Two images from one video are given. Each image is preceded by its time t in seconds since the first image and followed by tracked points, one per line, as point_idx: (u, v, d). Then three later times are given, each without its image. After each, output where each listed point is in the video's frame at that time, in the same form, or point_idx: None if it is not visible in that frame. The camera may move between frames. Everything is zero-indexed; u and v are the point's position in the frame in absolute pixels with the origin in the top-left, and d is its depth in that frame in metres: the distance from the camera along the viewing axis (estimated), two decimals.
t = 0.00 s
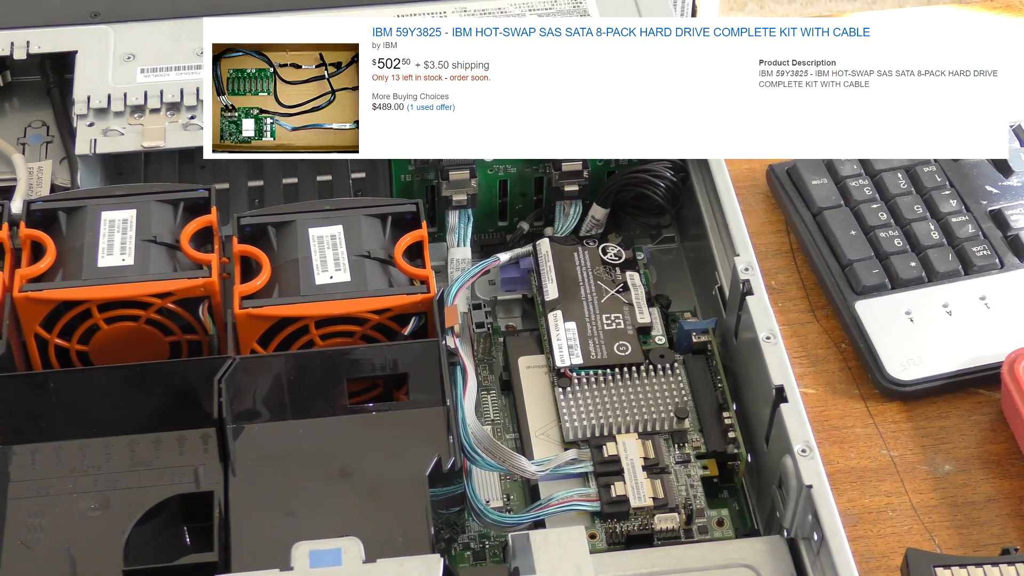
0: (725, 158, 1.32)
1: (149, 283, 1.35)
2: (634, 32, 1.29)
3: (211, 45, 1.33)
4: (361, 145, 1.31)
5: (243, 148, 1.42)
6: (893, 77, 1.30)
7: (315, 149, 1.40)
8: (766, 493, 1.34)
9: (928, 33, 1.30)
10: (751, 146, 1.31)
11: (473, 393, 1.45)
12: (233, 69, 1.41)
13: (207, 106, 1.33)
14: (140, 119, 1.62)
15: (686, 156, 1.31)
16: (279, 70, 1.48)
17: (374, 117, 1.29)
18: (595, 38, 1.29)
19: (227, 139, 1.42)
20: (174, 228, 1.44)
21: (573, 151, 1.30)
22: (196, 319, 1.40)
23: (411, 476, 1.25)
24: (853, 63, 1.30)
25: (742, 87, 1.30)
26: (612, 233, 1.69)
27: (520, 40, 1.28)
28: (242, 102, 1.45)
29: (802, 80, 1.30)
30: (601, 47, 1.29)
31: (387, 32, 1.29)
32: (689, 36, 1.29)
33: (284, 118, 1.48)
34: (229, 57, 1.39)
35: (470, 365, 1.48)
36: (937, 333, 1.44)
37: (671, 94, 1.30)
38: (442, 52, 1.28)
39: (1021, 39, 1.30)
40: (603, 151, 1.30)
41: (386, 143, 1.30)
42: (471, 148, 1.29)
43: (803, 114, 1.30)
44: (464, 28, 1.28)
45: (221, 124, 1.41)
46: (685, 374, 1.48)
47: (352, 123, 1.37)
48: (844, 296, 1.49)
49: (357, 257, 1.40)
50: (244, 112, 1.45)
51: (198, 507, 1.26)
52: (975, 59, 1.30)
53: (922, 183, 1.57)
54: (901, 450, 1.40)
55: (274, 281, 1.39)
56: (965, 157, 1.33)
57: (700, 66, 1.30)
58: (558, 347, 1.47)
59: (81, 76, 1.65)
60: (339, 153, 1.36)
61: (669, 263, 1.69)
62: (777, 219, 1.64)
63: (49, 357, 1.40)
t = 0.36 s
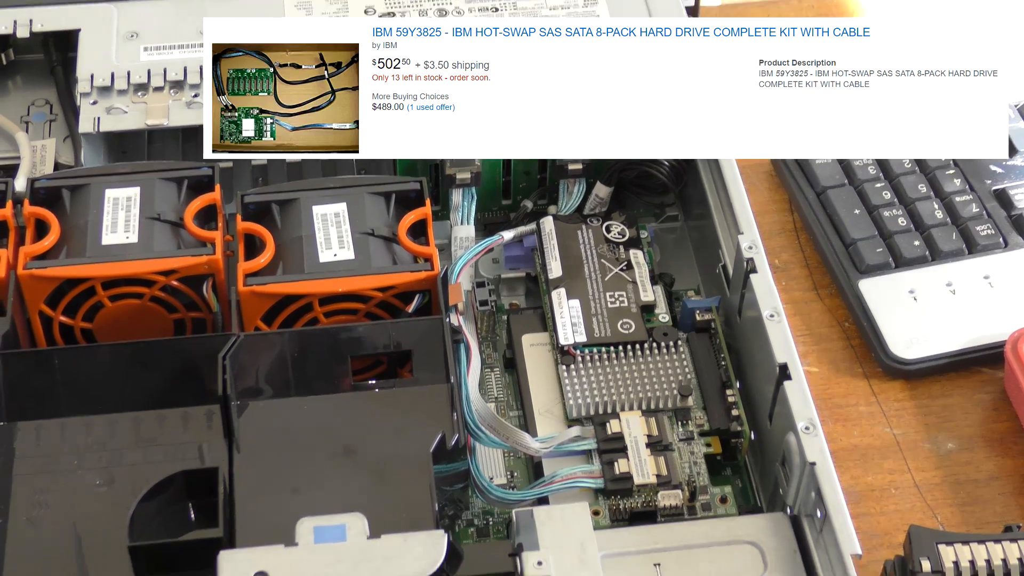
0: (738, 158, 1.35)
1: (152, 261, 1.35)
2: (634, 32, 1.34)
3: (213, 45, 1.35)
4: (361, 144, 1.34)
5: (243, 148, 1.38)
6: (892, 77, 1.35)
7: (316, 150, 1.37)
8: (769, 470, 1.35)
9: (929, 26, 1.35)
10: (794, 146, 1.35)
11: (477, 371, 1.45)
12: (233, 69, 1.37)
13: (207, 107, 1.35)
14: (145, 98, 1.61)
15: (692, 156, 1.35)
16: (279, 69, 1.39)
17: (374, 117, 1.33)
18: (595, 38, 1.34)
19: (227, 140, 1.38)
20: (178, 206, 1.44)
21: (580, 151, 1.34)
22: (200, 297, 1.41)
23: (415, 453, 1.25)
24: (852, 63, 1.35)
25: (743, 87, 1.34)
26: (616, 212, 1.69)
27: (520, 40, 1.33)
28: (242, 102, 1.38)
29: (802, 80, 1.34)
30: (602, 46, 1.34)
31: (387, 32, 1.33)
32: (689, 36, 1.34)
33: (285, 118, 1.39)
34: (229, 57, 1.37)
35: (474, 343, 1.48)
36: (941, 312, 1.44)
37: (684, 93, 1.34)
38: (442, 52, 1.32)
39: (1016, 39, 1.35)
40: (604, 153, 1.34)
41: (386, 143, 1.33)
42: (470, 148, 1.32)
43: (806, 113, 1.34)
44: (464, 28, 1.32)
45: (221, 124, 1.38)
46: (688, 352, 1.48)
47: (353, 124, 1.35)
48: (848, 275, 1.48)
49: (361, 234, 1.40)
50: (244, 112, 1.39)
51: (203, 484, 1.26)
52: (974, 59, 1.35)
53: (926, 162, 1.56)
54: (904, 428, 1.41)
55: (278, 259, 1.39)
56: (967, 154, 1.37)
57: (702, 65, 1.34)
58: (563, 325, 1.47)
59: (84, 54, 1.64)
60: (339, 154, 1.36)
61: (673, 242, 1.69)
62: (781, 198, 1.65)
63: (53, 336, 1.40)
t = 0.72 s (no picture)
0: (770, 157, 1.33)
1: (185, 257, 1.36)
2: (633, 32, 1.31)
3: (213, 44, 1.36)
4: (361, 145, 1.32)
5: (242, 148, 1.48)
6: (892, 77, 1.32)
7: (315, 149, 1.44)
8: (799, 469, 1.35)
9: (936, 30, 1.32)
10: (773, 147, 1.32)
11: (506, 369, 1.46)
12: (233, 69, 1.48)
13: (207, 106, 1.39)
14: (180, 96, 1.62)
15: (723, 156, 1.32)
16: (280, 70, 1.52)
17: (374, 117, 1.31)
18: (595, 38, 1.32)
19: (227, 139, 1.48)
20: (210, 203, 1.44)
21: (587, 150, 1.31)
22: (232, 294, 1.42)
23: (445, 450, 1.26)
24: (853, 63, 1.32)
25: (742, 87, 1.31)
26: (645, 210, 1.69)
27: (520, 40, 1.31)
28: (243, 102, 1.51)
29: (802, 80, 1.32)
30: (601, 47, 1.32)
31: (387, 32, 1.31)
32: (689, 36, 1.31)
33: (284, 118, 1.51)
34: (229, 58, 1.45)
35: (504, 341, 1.49)
36: (973, 312, 1.43)
37: (679, 92, 1.31)
38: (442, 52, 1.31)
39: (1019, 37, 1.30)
40: (608, 152, 1.31)
41: (387, 143, 1.31)
42: (474, 148, 1.30)
43: (806, 114, 1.31)
44: (464, 28, 1.30)
45: (221, 124, 1.48)
46: (718, 351, 1.48)
47: (352, 124, 1.42)
48: (878, 275, 1.48)
49: (391, 232, 1.41)
50: (244, 112, 1.51)
51: (234, 479, 1.27)
52: (974, 59, 1.31)
53: (958, 161, 1.55)
54: (935, 428, 1.40)
55: (310, 256, 1.40)
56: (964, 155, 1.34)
57: (703, 65, 1.31)
58: (592, 324, 1.47)
59: (119, 51, 1.66)
60: (339, 153, 1.41)
61: (702, 241, 1.69)
62: (812, 197, 1.64)
63: (88, 331, 1.42)
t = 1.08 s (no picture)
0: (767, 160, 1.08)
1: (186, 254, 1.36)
2: (634, 31, 1.07)
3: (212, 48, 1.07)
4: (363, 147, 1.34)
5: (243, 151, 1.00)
6: (893, 78, 1.08)
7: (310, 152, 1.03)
8: (798, 466, 1.35)
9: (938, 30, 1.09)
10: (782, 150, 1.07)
11: (506, 366, 1.47)
12: (233, 69, 1.09)
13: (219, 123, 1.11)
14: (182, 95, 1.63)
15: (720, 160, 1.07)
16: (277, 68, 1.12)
17: (374, 118, 1.05)
18: (595, 38, 1.06)
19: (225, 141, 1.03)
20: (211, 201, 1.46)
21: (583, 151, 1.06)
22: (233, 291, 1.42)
23: (445, 446, 1.26)
24: (853, 62, 1.08)
25: (741, 87, 1.06)
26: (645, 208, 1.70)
27: (521, 41, 1.04)
28: (241, 102, 1.08)
29: (802, 81, 1.07)
30: (601, 47, 1.06)
31: (388, 31, 1.05)
32: (690, 36, 1.06)
33: (283, 118, 1.09)
34: (230, 59, 1.10)
35: (504, 339, 1.50)
36: (972, 310, 1.43)
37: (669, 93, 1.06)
38: (443, 51, 1.04)
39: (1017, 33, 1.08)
40: (604, 154, 1.06)
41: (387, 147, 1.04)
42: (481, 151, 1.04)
43: (806, 118, 1.07)
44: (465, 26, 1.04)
45: (220, 127, 1.07)
46: (717, 348, 1.49)
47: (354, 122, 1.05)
48: (878, 272, 1.48)
49: (392, 229, 1.41)
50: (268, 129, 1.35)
51: (236, 475, 1.27)
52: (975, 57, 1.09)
53: (956, 160, 1.56)
54: (934, 425, 1.41)
55: (311, 254, 1.40)
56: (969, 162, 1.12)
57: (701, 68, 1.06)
58: (592, 321, 1.48)
59: (120, 50, 1.67)
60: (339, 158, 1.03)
61: (702, 238, 1.70)
62: (810, 195, 1.65)
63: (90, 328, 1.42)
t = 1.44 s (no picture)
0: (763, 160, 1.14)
1: (181, 260, 1.35)
2: (634, 32, 1.14)
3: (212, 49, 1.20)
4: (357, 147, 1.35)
5: (245, 150, 1.24)
6: (892, 77, 1.17)
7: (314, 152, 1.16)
8: (796, 472, 1.34)
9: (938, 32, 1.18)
10: (842, 146, 1.14)
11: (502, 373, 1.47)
12: (234, 69, 1.21)
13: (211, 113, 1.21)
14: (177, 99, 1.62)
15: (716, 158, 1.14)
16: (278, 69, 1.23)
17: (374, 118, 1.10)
18: (594, 38, 1.14)
19: (228, 140, 1.24)
20: (206, 206, 1.45)
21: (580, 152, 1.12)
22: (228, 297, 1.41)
23: (441, 453, 1.25)
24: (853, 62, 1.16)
25: (742, 87, 1.13)
26: (642, 212, 1.69)
27: (520, 41, 1.12)
28: (243, 102, 1.22)
29: (802, 80, 1.14)
30: (601, 48, 1.14)
31: (387, 31, 1.11)
32: (689, 36, 1.15)
33: (285, 119, 1.24)
34: (230, 58, 1.21)
35: (501, 344, 1.50)
36: (970, 314, 1.43)
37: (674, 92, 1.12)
38: (442, 51, 1.10)
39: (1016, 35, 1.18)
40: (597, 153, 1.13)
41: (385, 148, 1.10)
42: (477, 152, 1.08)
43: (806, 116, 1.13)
44: (465, 27, 1.11)
45: (221, 124, 1.24)
46: (714, 353, 1.49)
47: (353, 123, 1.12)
48: (875, 277, 1.48)
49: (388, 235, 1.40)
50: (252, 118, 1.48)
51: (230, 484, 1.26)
52: (974, 58, 1.17)
53: (954, 164, 1.56)
54: (931, 430, 1.40)
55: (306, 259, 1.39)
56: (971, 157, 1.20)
57: (704, 64, 1.14)
58: (588, 326, 1.48)
59: (115, 55, 1.66)
60: (337, 158, 1.12)
61: (699, 243, 1.69)
62: (807, 200, 1.65)
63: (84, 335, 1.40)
